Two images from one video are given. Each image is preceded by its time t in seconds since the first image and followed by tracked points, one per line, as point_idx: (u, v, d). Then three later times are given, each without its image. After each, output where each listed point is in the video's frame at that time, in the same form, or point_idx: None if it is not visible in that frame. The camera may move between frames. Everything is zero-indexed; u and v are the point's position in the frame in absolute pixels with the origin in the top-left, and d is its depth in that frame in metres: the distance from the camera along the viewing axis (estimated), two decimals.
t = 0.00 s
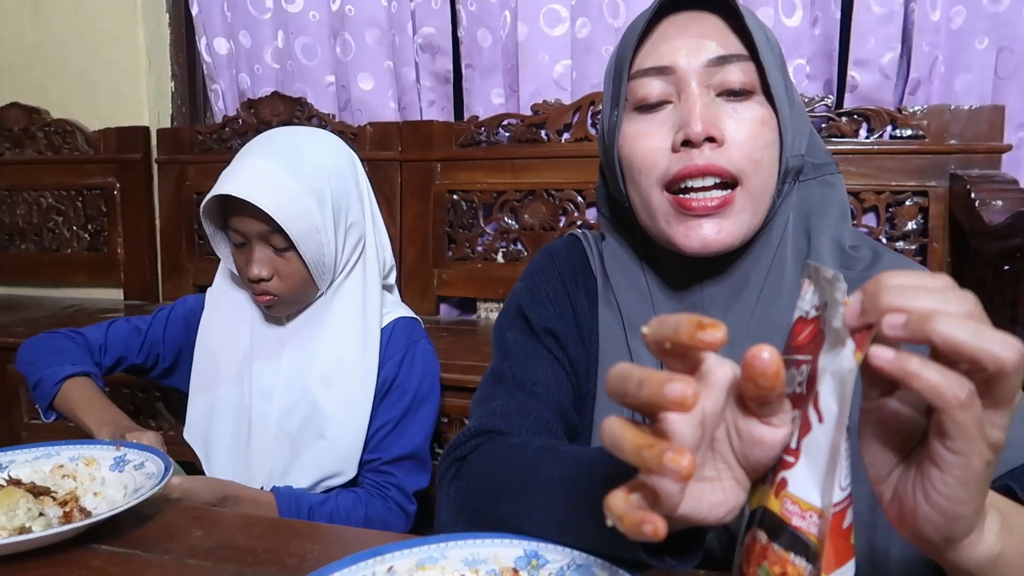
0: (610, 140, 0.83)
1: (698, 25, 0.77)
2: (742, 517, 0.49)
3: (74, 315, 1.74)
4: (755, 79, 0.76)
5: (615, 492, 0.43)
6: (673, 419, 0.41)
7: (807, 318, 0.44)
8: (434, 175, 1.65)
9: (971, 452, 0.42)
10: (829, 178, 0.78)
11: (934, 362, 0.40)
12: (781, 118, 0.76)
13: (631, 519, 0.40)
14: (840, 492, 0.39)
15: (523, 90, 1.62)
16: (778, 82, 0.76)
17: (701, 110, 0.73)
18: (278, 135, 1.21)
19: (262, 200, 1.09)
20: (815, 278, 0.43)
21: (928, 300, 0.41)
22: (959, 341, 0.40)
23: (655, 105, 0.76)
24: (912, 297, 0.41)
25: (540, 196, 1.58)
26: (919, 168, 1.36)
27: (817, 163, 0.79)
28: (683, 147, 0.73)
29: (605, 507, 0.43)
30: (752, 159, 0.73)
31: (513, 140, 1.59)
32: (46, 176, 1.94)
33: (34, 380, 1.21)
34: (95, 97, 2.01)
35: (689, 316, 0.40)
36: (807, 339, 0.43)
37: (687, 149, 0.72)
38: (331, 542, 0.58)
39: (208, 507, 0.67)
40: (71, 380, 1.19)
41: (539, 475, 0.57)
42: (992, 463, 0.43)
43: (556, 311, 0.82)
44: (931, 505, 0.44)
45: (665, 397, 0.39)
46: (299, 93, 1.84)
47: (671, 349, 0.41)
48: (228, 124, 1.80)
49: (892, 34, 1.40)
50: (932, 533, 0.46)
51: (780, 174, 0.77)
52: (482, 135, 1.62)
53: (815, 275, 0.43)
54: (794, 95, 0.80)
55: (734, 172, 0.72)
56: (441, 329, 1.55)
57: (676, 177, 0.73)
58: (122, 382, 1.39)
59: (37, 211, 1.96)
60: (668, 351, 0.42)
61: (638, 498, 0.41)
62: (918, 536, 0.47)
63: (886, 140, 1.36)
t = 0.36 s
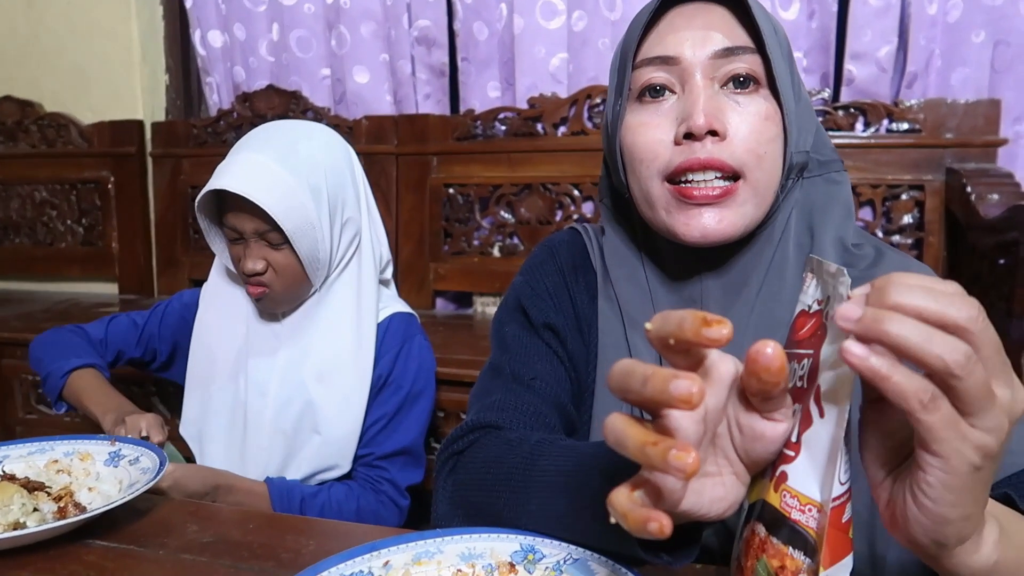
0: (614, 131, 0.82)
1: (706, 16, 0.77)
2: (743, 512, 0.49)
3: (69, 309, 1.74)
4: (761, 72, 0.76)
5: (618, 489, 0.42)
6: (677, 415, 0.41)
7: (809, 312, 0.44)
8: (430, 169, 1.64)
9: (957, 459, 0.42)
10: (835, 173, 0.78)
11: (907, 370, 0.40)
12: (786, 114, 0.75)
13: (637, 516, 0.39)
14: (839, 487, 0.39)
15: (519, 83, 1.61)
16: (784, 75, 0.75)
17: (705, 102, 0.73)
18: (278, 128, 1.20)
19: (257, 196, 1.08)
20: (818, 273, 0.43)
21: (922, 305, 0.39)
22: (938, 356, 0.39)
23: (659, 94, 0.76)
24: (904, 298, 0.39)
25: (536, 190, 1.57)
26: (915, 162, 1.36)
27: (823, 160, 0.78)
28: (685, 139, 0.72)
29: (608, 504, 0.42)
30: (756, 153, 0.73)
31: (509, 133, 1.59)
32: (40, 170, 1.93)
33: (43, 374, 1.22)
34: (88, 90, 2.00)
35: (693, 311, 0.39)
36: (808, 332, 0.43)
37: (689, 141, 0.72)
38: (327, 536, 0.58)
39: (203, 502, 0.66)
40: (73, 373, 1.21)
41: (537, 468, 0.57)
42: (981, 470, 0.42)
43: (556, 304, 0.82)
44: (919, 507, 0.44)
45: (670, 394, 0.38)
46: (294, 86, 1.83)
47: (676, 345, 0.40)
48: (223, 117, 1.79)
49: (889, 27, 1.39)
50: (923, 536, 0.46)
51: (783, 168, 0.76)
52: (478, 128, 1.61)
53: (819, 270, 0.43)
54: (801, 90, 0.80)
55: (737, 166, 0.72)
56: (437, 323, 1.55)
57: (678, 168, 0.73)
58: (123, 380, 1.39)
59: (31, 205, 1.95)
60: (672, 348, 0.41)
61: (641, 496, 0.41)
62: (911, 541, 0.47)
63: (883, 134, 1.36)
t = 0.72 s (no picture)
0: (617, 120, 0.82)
1: (718, 8, 0.77)
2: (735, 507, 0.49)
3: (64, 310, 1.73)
4: (766, 64, 0.75)
5: (613, 491, 0.43)
6: (671, 416, 0.41)
7: (794, 309, 0.44)
8: (427, 169, 1.64)
9: (935, 433, 0.41)
10: (841, 195, 0.81)
11: (858, 359, 0.39)
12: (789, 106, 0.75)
13: (633, 518, 0.39)
14: (828, 484, 0.39)
15: (516, 84, 1.61)
16: (791, 77, 0.76)
17: (706, 83, 0.72)
18: (276, 129, 1.20)
19: (247, 199, 1.07)
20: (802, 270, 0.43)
21: (862, 289, 0.39)
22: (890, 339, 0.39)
23: (666, 79, 0.76)
24: (847, 284, 0.39)
25: (533, 190, 1.57)
26: (911, 162, 1.36)
27: (831, 178, 0.81)
28: (684, 117, 0.71)
29: (603, 505, 0.43)
30: (751, 138, 0.72)
31: (505, 133, 1.59)
32: (36, 170, 1.93)
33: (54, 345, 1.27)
34: (85, 90, 2.00)
35: (688, 311, 0.39)
36: (794, 330, 0.44)
37: (688, 119, 0.71)
38: (323, 536, 0.57)
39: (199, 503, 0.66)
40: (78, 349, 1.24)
41: (532, 469, 0.57)
42: (964, 437, 0.42)
43: (552, 302, 0.82)
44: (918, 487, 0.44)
45: (664, 395, 0.38)
46: (291, 86, 1.83)
47: (671, 345, 0.40)
48: (220, 117, 1.79)
49: (884, 27, 1.40)
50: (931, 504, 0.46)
51: (782, 167, 0.76)
52: (474, 129, 1.61)
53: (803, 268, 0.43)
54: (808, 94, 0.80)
55: (730, 146, 0.71)
56: (434, 323, 1.55)
57: (673, 146, 0.72)
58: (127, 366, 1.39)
59: (27, 205, 1.95)
60: (668, 347, 0.41)
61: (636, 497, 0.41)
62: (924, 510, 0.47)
63: (879, 134, 1.36)
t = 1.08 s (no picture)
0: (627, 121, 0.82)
1: (739, 13, 0.77)
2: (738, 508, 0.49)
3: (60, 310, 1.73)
4: (785, 76, 0.76)
5: (611, 494, 0.42)
6: (672, 421, 0.41)
7: (797, 310, 0.44)
8: (424, 169, 1.64)
9: (946, 436, 0.42)
10: (835, 197, 0.82)
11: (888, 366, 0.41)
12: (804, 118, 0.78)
13: (628, 520, 0.40)
14: (825, 488, 0.39)
15: (513, 84, 1.61)
16: (807, 91, 0.78)
17: (729, 94, 0.73)
18: (269, 129, 1.19)
19: (242, 206, 1.06)
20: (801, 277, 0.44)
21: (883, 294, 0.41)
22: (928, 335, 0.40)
23: (684, 85, 0.76)
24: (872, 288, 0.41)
25: (530, 190, 1.57)
26: (907, 162, 1.36)
27: (824, 179, 0.82)
28: (708, 129, 0.72)
29: (602, 509, 0.42)
30: (769, 152, 0.73)
31: (503, 133, 1.59)
32: (32, 170, 1.92)
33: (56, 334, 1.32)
34: (81, 90, 1.99)
35: (690, 317, 0.39)
36: (796, 331, 0.44)
37: (712, 132, 0.72)
38: (320, 538, 0.57)
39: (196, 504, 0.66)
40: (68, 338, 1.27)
41: (530, 471, 0.56)
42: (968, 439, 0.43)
43: (550, 304, 0.82)
44: (919, 491, 0.45)
45: (664, 401, 0.38)
46: (288, 86, 1.83)
47: (673, 351, 0.40)
48: (216, 117, 1.78)
49: (881, 28, 1.40)
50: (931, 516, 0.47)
51: (791, 177, 0.78)
52: (471, 129, 1.61)
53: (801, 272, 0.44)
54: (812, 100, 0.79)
55: (751, 163, 0.72)
56: (431, 323, 1.55)
57: (694, 160, 0.73)
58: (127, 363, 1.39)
59: (23, 205, 1.94)
60: (669, 353, 0.41)
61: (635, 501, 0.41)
62: (915, 522, 0.48)
63: (876, 134, 1.37)
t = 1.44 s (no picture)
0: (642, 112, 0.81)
1: (765, 12, 0.77)
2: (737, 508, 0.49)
3: (52, 311, 1.72)
4: (806, 78, 0.76)
5: (609, 498, 0.43)
6: (669, 427, 0.41)
7: (805, 309, 0.44)
8: (417, 169, 1.64)
9: (958, 469, 0.42)
10: (842, 207, 0.85)
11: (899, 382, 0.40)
12: (821, 138, 0.81)
13: (627, 523, 0.40)
14: (828, 483, 0.39)
15: (506, 84, 1.61)
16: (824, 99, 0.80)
17: (751, 92, 0.73)
18: (253, 130, 1.19)
19: (226, 215, 1.06)
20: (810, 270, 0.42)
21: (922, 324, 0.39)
22: (922, 380, 0.40)
23: (705, 78, 0.75)
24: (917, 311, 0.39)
25: (523, 190, 1.57)
26: (899, 162, 1.37)
27: (831, 189, 0.84)
28: (729, 125, 0.72)
29: (600, 513, 0.43)
30: (786, 153, 0.73)
31: (496, 133, 1.58)
32: (23, 170, 1.92)
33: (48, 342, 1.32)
34: (72, 90, 1.99)
35: (689, 323, 0.39)
36: (803, 329, 0.43)
37: (733, 128, 0.72)
38: (313, 538, 0.57)
39: (189, 505, 0.66)
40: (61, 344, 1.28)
41: (525, 471, 0.56)
42: (984, 478, 0.43)
43: (548, 303, 0.81)
44: (929, 518, 0.45)
45: (663, 408, 0.38)
46: (280, 86, 1.82)
47: (672, 357, 0.40)
48: (208, 117, 1.78)
49: (873, 28, 1.40)
50: (932, 540, 0.47)
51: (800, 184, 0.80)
52: (465, 129, 1.61)
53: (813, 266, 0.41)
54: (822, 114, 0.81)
55: (768, 163, 0.72)
56: (425, 323, 1.55)
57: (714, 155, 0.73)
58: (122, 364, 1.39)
59: (14, 205, 1.93)
60: (669, 359, 0.41)
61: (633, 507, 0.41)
62: (921, 544, 0.48)
63: (868, 134, 1.37)
